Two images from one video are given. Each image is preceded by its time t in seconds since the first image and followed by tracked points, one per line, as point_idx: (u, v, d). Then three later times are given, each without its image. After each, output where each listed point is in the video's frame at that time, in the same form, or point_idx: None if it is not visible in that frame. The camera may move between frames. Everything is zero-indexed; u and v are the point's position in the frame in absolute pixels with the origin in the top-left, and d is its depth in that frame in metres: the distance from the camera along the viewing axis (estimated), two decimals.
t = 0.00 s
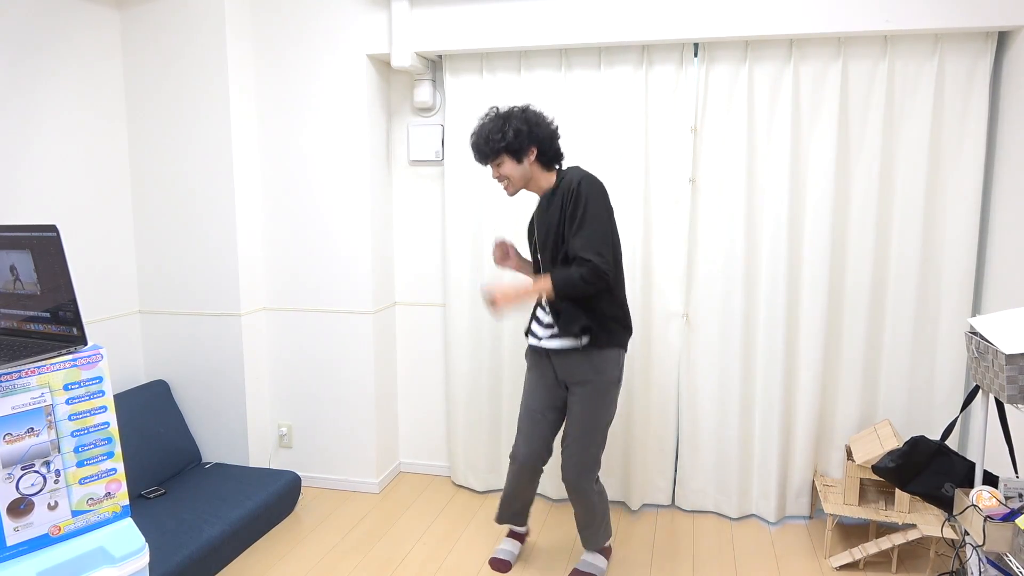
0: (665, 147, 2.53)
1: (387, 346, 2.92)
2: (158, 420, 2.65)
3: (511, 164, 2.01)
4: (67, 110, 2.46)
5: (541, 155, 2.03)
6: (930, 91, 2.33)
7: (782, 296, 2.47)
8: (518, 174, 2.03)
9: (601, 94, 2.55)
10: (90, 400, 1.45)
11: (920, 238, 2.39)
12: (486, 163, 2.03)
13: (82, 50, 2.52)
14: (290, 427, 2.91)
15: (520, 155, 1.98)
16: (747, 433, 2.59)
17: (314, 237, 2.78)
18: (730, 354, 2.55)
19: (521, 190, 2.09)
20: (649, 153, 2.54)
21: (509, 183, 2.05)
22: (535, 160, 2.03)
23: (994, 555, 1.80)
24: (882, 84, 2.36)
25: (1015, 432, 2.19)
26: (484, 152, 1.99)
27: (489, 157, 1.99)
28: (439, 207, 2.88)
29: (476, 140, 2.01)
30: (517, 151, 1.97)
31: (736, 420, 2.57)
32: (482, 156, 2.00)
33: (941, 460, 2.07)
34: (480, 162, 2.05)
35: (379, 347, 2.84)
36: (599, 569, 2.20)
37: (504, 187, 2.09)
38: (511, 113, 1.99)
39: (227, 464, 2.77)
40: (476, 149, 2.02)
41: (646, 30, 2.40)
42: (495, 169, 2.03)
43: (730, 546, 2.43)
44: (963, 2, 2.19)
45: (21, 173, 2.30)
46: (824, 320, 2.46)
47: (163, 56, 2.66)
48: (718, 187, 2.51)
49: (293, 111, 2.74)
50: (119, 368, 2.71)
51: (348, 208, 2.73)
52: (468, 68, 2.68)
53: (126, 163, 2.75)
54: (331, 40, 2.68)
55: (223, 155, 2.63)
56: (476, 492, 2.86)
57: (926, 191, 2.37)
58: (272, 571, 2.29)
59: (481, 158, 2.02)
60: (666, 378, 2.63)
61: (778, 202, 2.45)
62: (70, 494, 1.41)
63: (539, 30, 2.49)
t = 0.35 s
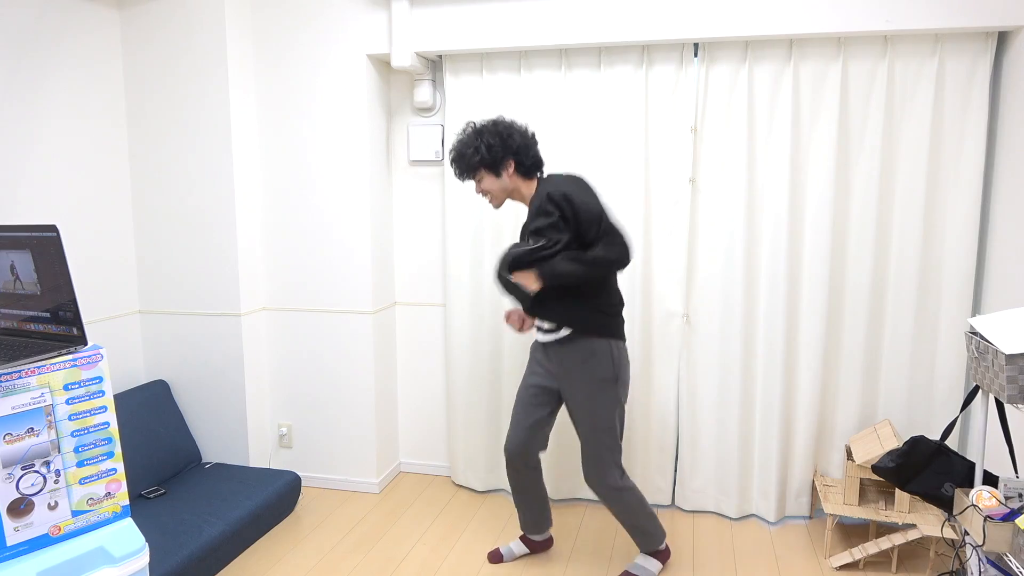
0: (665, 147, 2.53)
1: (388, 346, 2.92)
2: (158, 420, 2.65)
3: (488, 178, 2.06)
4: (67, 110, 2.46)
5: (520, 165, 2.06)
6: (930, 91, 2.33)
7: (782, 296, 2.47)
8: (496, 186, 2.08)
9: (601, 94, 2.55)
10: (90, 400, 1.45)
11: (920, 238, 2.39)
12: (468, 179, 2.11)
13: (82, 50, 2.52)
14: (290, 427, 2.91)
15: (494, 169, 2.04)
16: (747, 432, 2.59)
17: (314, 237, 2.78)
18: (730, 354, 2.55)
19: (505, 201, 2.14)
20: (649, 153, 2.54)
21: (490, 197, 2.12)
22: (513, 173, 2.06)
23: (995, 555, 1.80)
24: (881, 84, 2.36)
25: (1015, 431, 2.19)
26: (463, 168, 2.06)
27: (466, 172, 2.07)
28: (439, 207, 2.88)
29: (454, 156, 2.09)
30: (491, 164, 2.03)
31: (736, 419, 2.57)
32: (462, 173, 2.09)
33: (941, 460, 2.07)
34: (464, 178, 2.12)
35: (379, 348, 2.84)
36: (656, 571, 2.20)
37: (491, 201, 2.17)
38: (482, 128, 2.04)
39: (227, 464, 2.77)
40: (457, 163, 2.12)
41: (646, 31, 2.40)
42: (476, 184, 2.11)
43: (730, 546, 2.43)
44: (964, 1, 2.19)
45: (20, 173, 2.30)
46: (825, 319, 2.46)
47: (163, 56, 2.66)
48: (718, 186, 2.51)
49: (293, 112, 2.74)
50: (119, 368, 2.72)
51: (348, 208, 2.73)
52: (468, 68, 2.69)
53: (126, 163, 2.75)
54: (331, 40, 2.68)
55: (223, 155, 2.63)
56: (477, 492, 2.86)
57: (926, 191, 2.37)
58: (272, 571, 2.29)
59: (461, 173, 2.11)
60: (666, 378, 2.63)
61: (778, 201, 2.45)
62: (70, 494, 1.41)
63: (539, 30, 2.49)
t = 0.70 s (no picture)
0: (665, 147, 2.53)
1: (388, 346, 2.92)
2: (158, 420, 2.65)
3: (474, 186, 2.07)
4: (67, 110, 2.46)
5: (506, 170, 2.07)
6: (930, 91, 2.33)
7: (782, 295, 2.47)
8: (484, 191, 2.09)
9: (601, 94, 2.55)
10: (90, 400, 1.45)
11: (920, 238, 2.39)
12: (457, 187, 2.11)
13: (81, 50, 2.52)
14: (290, 427, 2.91)
15: (481, 174, 2.05)
16: (747, 432, 2.59)
17: (314, 237, 2.78)
18: (730, 354, 2.55)
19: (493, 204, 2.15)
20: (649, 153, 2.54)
21: (478, 203, 2.13)
22: (499, 178, 2.08)
23: (994, 555, 1.81)
24: (882, 85, 2.36)
25: (1015, 432, 2.19)
26: (448, 177, 2.07)
27: (451, 181, 2.08)
28: (439, 207, 2.88)
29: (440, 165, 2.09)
30: (476, 172, 2.03)
31: (736, 420, 2.57)
32: (449, 181, 2.08)
33: (941, 460, 2.07)
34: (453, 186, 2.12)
35: (379, 348, 2.84)
36: None
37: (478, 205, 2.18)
38: (465, 136, 2.04)
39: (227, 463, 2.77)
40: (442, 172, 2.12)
41: (646, 31, 2.40)
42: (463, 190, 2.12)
43: (730, 546, 2.43)
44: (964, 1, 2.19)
45: (20, 173, 2.30)
46: (825, 320, 2.46)
47: (163, 56, 2.66)
48: (718, 187, 2.51)
49: (293, 112, 2.74)
50: (119, 368, 2.71)
51: (348, 208, 2.73)
52: (468, 68, 2.69)
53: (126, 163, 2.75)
54: (331, 40, 2.68)
55: (223, 155, 2.63)
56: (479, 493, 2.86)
57: (926, 191, 2.37)
58: (272, 571, 2.29)
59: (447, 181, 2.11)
60: (666, 378, 2.63)
61: (778, 202, 2.45)
62: (70, 494, 1.41)
63: (539, 30, 2.49)
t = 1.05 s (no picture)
0: (665, 147, 2.53)
1: (388, 346, 2.92)
2: (158, 420, 2.65)
3: (466, 156, 2.06)
4: (67, 110, 2.46)
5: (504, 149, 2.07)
6: (930, 91, 2.32)
7: (782, 295, 2.47)
8: (475, 165, 2.09)
9: (601, 94, 2.55)
10: (90, 400, 1.45)
11: (920, 237, 2.39)
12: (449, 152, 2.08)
13: (82, 51, 2.52)
14: (290, 427, 2.91)
15: (478, 147, 2.04)
16: (747, 432, 2.59)
17: (314, 237, 2.78)
18: (730, 354, 2.55)
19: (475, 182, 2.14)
20: (648, 153, 2.54)
21: (464, 174, 2.11)
22: (494, 156, 2.08)
23: (994, 555, 1.81)
24: (882, 84, 2.36)
25: (1015, 431, 2.19)
26: (445, 139, 2.05)
27: (446, 143, 2.06)
28: (439, 207, 2.88)
29: (439, 126, 2.08)
30: (475, 140, 2.03)
31: (736, 420, 2.57)
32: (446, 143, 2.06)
33: (941, 460, 2.07)
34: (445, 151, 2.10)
35: (379, 347, 2.84)
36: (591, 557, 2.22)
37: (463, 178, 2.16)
38: (473, 105, 2.04)
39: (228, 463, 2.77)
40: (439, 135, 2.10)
41: (646, 31, 2.40)
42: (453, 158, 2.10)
43: (730, 546, 2.43)
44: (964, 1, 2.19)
45: (20, 173, 2.30)
46: (825, 320, 2.46)
47: (164, 56, 2.66)
48: (718, 187, 2.51)
49: (292, 112, 2.74)
50: (119, 368, 2.71)
51: (348, 208, 2.73)
52: (468, 68, 2.69)
53: (126, 163, 2.75)
54: (331, 40, 2.68)
55: (223, 156, 2.63)
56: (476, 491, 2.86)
57: (926, 191, 2.37)
58: (272, 571, 2.29)
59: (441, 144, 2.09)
60: (666, 378, 2.63)
61: (778, 202, 2.45)
62: (70, 494, 1.41)
63: (539, 30, 2.49)
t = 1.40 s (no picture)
0: (665, 147, 2.53)
1: (387, 346, 2.92)
2: (158, 420, 2.65)
3: (520, 136, 2.05)
4: (67, 110, 2.46)
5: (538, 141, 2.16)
6: (930, 91, 2.33)
7: (783, 295, 2.47)
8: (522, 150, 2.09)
9: (601, 94, 2.55)
10: (90, 401, 1.45)
11: (920, 238, 2.39)
12: (501, 123, 2.04)
13: (82, 51, 2.52)
14: (290, 427, 2.91)
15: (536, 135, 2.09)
16: (747, 433, 2.59)
17: (314, 237, 2.78)
18: (730, 354, 2.55)
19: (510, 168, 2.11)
20: (648, 153, 2.54)
21: (510, 153, 2.06)
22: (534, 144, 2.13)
23: (995, 555, 1.81)
24: (882, 85, 2.36)
25: (1015, 431, 2.19)
26: (510, 112, 2.03)
27: (507, 117, 2.03)
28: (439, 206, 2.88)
29: (499, 101, 2.05)
30: (533, 122, 2.07)
31: (736, 420, 2.57)
32: (509, 114, 2.03)
33: (941, 460, 2.07)
34: (496, 119, 2.04)
35: (379, 347, 2.84)
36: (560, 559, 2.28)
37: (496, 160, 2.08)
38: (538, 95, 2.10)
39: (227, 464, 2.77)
40: (491, 109, 2.05)
41: (646, 31, 2.40)
42: (502, 134, 2.05)
43: (730, 546, 2.43)
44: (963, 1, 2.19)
45: (20, 173, 2.30)
46: (824, 320, 2.46)
47: (164, 56, 2.66)
48: (718, 187, 2.51)
49: (292, 112, 2.74)
50: (119, 368, 2.71)
51: (348, 207, 2.73)
52: (468, 68, 2.69)
53: (126, 164, 2.75)
54: (331, 40, 2.68)
55: (223, 156, 2.63)
56: (467, 490, 2.87)
57: (926, 191, 2.37)
58: (272, 571, 2.29)
59: (498, 116, 2.04)
60: (666, 378, 2.63)
61: (778, 202, 2.45)
62: (70, 494, 1.41)
63: (539, 30, 2.49)
